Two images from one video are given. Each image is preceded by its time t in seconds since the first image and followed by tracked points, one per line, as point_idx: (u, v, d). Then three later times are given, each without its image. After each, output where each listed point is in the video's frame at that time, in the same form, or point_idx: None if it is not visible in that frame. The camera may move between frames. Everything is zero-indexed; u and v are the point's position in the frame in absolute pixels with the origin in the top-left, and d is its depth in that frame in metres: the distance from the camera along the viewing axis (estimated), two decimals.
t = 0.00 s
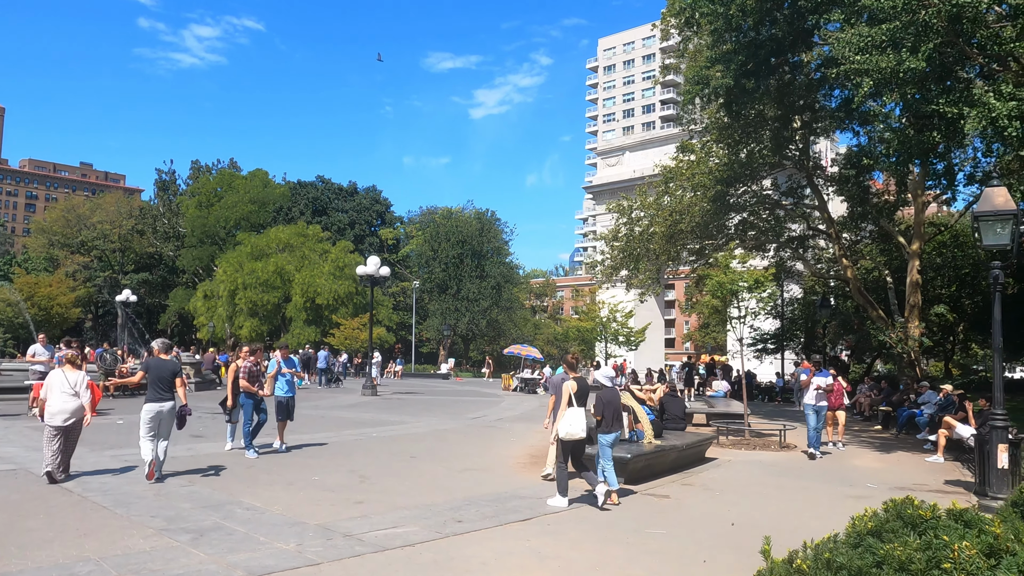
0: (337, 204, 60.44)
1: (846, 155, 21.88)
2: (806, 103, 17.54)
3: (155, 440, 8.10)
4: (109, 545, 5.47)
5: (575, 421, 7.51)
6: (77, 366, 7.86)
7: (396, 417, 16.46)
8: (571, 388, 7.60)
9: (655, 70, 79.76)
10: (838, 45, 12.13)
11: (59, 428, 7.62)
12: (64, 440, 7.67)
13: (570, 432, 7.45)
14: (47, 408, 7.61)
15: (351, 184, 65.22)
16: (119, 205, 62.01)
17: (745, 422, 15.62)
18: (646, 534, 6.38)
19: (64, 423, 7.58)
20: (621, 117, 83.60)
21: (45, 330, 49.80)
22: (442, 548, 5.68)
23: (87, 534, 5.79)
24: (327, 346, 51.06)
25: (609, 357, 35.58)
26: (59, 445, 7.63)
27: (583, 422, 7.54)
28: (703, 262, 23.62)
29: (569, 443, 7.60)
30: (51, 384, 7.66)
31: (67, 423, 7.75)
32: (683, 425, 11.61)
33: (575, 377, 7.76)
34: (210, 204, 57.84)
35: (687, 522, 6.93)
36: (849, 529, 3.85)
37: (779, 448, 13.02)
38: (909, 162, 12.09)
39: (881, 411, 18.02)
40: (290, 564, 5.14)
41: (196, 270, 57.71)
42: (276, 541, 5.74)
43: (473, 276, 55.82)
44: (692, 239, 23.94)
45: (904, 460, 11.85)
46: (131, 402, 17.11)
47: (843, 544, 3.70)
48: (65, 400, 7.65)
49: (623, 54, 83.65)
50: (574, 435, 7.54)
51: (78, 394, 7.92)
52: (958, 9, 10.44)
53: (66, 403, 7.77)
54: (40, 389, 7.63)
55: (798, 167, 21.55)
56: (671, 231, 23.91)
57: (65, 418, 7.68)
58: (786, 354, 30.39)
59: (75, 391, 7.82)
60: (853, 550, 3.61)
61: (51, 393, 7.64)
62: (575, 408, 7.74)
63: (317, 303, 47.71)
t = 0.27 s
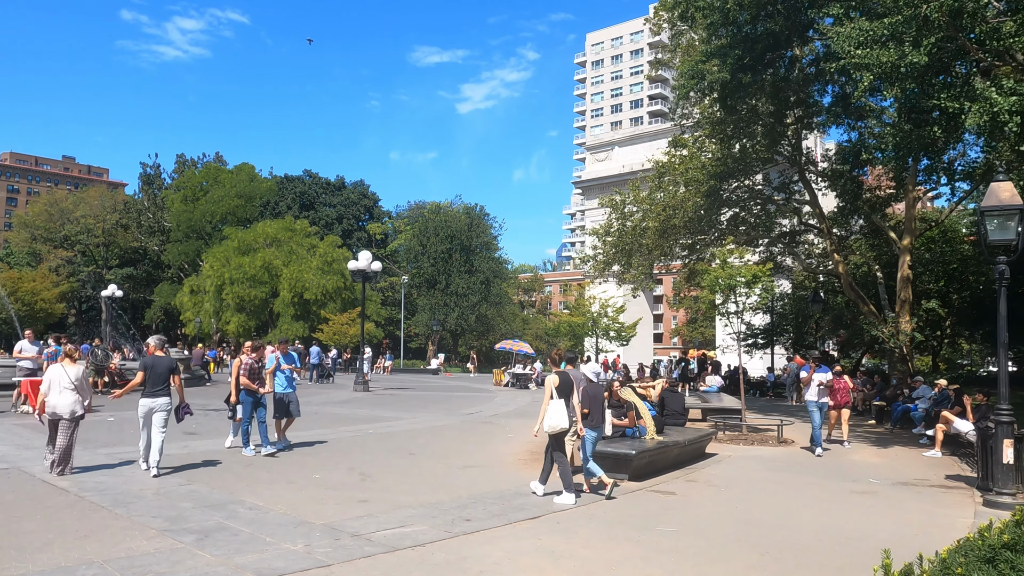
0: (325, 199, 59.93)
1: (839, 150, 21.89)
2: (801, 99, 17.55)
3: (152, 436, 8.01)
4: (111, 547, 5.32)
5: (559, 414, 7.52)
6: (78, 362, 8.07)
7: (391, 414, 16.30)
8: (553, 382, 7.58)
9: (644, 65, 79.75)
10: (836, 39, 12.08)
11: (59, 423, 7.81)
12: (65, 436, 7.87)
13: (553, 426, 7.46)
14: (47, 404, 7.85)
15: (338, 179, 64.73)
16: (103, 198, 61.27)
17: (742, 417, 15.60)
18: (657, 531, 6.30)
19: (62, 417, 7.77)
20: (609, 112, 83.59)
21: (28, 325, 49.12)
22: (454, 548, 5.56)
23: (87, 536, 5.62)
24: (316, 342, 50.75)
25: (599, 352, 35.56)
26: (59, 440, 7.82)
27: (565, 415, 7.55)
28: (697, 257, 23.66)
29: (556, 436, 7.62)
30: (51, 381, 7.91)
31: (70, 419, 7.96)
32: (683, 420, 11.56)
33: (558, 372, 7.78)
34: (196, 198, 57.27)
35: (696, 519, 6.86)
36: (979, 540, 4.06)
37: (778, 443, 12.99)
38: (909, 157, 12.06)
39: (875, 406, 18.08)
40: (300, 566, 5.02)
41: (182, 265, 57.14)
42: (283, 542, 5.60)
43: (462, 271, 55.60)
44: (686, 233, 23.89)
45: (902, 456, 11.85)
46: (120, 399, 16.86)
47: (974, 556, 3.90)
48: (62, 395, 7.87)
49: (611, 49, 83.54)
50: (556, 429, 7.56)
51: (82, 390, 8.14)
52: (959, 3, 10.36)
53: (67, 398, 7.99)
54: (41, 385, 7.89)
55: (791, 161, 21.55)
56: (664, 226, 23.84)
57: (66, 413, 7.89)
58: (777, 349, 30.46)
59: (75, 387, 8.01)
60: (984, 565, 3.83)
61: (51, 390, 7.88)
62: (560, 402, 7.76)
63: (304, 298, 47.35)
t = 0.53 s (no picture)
0: (311, 190, 59.31)
1: (832, 142, 21.86)
2: (794, 92, 17.61)
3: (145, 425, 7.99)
4: (108, 542, 5.16)
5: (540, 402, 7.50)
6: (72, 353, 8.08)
7: (382, 406, 16.16)
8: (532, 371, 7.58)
9: (632, 57, 79.63)
10: (835, 28, 11.98)
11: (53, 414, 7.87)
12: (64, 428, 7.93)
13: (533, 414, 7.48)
14: (42, 398, 7.89)
15: (325, 170, 64.13)
16: (85, 189, 60.44)
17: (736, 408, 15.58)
18: (665, 523, 6.21)
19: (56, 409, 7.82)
20: (597, 105, 83.47)
21: (10, 318, 48.46)
22: (460, 540, 5.45)
23: (82, 529, 5.48)
24: (303, 334, 50.42)
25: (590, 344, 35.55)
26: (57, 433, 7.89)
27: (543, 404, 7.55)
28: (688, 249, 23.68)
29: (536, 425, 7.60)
30: (44, 375, 7.92)
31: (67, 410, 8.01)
32: (681, 412, 11.50)
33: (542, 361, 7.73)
34: (180, 190, 56.67)
35: (702, 510, 6.78)
36: None
37: (773, 434, 12.98)
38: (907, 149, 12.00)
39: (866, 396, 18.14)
40: (305, 560, 4.88)
41: (166, 257, 56.54)
42: (286, 535, 5.46)
43: (450, 264, 55.39)
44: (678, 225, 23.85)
45: (898, 446, 11.86)
46: (107, 391, 16.63)
47: None
48: (57, 388, 7.90)
49: (598, 41, 83.31)
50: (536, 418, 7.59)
51: (78, 380, 8.15)
52: None
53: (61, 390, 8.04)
54: (35, 376, 7.94)
55: (784, 153, 21.53)
56: (656, 217, 23.78)
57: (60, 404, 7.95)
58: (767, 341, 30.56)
59: (69, 378, 8.03)
60: None
61: (45, 384, 7.91)
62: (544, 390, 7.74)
63: (292, 290, 46.98)
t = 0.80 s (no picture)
0: (297, 182, 58.24)
1: (825, 134, 21.82)
2: (788, 85, 17.62)
3: (134, 418, 7.96)
4: (105, 544, 5.00)
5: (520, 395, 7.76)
6: (67, 346, 8.17)
7: (375, 400, 16.00)
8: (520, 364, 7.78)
9: (620, 49, 79.38)
10: (834, 18, 11.88)
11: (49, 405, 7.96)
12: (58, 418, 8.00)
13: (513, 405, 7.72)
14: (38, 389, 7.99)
15: (311, 162, 63.39)
16: (67, 181, 59.60)
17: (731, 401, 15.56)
18: (673, 520, 6.11)
19: (51, 400, 7.92)
20: (585, 97, 83.26)
21: None
22: (468, 540, 5.32)
23: (78, 530, 5.31)
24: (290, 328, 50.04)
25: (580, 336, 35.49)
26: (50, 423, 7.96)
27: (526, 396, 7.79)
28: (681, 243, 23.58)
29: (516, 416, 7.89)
30: (41, 365, 8.02)
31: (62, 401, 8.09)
32: (679, 405, 11.42)
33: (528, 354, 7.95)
34: (164, 181, 55.98)
35: (709, 506, 6.69)
36: None
37: (770, 427, 12.95)
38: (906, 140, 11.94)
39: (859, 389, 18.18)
40: (312, 561, 4.74)
41: (151, 250, 55.90)
42: (289, 535, 5.32)
43: (439, 257, 55.12)
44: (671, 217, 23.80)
45: (895, 439, 11.85)
46: (95, 386, 16.38)
47: None
48: (52, 379, 7.97)
49: (586, 33, 82.97)
50: (517, 408, 7.85)
51: (75, 372, 8.22)
52: None
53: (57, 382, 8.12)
54: (31, 369, 8.05)
55: (777, 145, 21.49)
56: (649, 210, 23.70)
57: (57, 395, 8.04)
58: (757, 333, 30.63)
59: (65, 370, 8.10)
60: None
61: (41, 374, 7.99)
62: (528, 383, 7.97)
63: (279, 283, 46.56)
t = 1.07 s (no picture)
0: (283, 180, 57.88)
1: (815, 133, 21.85)
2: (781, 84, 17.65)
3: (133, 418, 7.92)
4: (109, 547, 4.82)
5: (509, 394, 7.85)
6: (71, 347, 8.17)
7: (369, 399, 15.82)
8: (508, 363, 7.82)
9: (606, 49, 79.44)
10: (833, 15, 11.84)
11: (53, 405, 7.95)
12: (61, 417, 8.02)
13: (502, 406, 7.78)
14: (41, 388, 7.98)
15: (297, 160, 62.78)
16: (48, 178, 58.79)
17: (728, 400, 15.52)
18: (688, 518, 6.00)
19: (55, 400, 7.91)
20: (571, 96, 83.21)
21: None
22: (484, 540, 5.18)
23: (78, 533, 5.12)
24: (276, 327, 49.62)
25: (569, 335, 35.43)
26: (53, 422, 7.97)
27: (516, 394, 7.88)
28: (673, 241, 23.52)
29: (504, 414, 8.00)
30: (44, 365, 8.01)
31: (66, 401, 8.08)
32: (679, 403, 11.34)
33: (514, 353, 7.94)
34: (147, 179, 55.36)
35: (721, 504, 6.60)
36: None
37: (768, 425, 12.91)
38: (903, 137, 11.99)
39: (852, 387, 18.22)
40: (325, 564, 4.58)
41: (134, 249, 55.24)
42: (298, 537, 5.15)
43: (426, 255, 54.83)
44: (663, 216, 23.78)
45: (895, 436, 11.83)
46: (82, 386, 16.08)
47: None
48: (55, 379, 7.96)
49: (573, 32, 82.96)
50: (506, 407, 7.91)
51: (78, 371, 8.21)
52: None
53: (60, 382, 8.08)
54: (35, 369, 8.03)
55: (768, 144, 21.52)
56: (641, 209, 23.67)
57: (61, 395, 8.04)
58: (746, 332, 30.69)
59: (69, 369, 8.08)
60: None
61: (44, 374, 7.98)
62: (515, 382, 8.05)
63: (264, 282, 46.13)
